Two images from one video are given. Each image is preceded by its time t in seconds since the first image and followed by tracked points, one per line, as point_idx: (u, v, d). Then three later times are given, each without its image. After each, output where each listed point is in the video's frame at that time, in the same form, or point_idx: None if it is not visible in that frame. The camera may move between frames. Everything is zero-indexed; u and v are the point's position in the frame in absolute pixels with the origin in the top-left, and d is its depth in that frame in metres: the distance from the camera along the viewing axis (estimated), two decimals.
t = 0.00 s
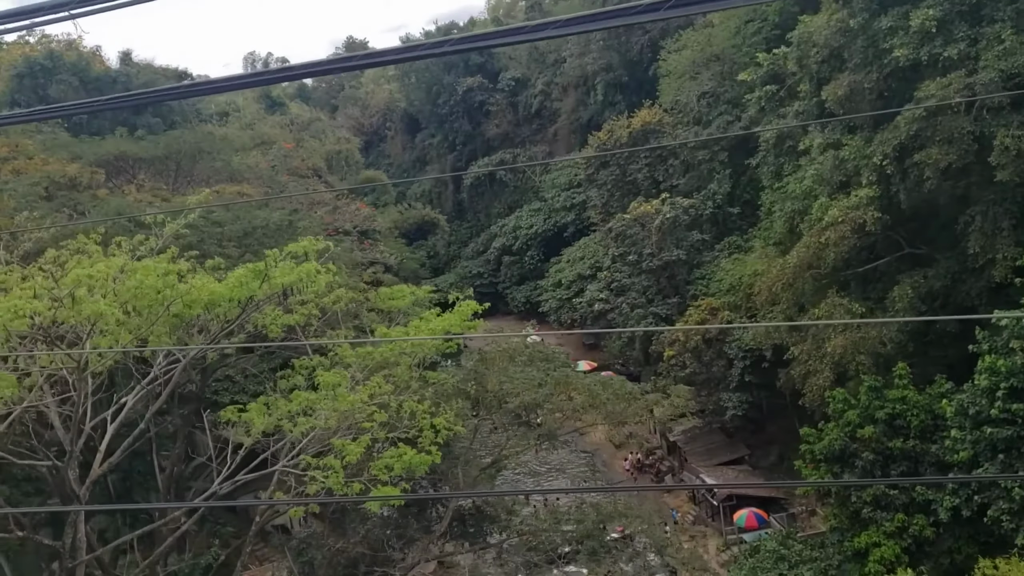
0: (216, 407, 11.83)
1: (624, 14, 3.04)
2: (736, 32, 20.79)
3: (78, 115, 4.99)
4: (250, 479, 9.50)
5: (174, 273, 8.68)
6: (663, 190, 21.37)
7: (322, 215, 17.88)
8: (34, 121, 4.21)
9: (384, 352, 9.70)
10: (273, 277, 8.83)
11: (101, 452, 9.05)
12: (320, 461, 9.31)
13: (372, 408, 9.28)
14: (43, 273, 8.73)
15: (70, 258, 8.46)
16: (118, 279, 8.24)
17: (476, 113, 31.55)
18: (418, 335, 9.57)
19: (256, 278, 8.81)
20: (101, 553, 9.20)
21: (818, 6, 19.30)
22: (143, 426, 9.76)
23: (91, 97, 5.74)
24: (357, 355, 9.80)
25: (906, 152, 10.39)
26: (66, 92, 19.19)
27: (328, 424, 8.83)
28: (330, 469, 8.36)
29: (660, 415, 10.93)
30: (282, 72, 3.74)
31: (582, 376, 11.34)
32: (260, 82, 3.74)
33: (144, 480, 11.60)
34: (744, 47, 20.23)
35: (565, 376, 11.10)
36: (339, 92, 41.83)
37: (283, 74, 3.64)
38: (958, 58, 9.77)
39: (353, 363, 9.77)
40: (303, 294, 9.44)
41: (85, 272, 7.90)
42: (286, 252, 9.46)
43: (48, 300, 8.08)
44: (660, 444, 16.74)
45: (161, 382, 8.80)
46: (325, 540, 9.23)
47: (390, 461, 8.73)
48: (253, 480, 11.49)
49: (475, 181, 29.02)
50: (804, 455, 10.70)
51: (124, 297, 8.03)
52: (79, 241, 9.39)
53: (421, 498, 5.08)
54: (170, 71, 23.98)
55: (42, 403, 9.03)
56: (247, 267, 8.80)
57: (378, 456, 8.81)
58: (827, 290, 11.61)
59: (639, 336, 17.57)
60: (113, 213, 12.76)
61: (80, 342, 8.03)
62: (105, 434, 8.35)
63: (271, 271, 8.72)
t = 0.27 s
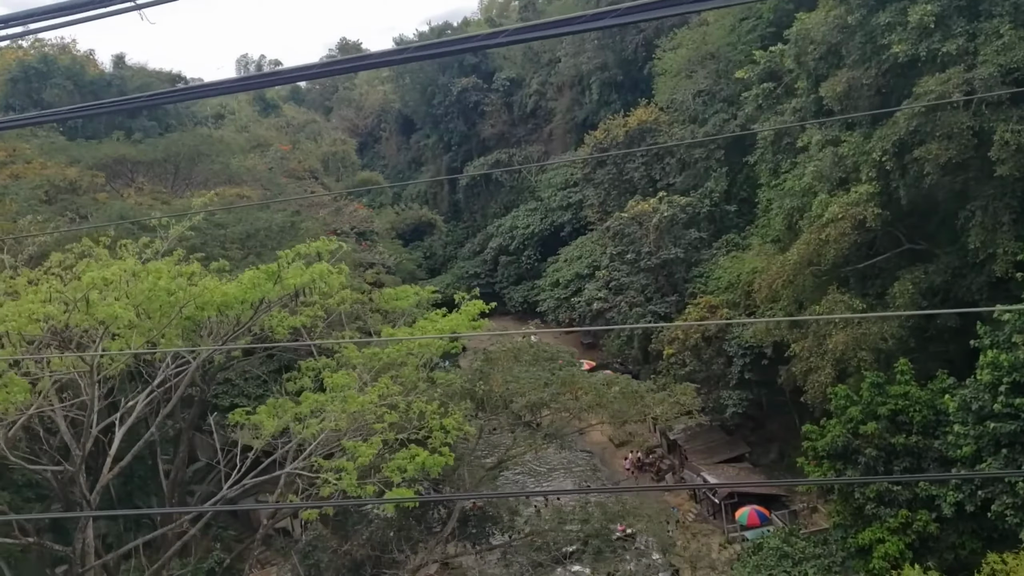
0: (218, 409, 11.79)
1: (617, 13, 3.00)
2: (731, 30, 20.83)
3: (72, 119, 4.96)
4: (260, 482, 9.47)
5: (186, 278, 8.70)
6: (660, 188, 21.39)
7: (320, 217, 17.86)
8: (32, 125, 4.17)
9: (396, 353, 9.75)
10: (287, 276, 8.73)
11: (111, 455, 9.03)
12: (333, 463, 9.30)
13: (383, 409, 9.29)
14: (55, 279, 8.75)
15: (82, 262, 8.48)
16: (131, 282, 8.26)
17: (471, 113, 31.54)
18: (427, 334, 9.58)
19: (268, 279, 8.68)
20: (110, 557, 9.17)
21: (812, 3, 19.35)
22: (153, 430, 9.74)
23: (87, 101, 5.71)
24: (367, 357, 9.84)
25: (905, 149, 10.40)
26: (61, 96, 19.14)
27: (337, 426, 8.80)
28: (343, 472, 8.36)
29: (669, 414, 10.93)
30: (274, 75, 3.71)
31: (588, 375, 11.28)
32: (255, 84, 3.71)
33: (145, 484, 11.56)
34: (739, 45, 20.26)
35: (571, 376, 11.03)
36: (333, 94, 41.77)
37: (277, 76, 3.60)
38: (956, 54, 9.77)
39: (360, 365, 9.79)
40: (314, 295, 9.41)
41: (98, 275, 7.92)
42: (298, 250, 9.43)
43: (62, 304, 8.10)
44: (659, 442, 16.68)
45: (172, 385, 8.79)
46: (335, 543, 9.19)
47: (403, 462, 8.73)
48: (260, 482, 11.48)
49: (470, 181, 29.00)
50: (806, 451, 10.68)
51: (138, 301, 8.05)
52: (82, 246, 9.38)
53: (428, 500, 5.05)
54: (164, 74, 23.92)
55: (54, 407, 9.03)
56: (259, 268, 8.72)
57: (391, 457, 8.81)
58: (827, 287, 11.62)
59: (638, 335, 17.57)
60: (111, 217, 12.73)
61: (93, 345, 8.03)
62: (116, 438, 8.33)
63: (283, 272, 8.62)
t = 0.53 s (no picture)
0: (216, 411, 11.74)
1: (605, 15, 2.96)
2: (725, 27, 20.84)
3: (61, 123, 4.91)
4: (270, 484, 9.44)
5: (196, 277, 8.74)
6: (655, 185, 21.39)
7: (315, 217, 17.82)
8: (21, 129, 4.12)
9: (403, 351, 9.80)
10: (299, 273, 9.07)
11: (119, 458, 9.02)
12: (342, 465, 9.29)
13: (391, 410, 9.28)
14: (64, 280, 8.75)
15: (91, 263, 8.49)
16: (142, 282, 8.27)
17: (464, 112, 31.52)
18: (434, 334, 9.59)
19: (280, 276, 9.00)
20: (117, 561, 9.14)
21: None
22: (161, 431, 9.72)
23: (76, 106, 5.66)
24: (371, 356, 9.82)
25: (902, 144, 10.41)
26: (54, 97, 19.05)
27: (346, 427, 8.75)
28: (356, 472, 8.37)
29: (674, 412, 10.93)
30: (264, 77, 3.68)
31: (590, 373, 11.34)
32: (245, 86, 3.69)
33: (143, 487, 11.50)
34: (733, 42, 20.27)
35: (575, 374, 11.06)
36: (325, 93, 41.65)
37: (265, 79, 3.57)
38: (953, 49, 9.78)
39: (364, 364, 9.74)
40: (323, 296, 9.61)
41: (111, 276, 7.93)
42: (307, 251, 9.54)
43: (73, 306, 8.10)
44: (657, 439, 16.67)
45: (181, 387, 8.78)
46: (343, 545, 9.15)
47: (416, 462, 8.73)
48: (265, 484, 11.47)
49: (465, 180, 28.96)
50: (806, 447, 10.69)
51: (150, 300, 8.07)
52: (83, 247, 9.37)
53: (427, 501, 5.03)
54: (157, 75, 23.82)
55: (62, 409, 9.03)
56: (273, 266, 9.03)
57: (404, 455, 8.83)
58: (826, 283, 11.64)
59: (635, 332, 17.56)
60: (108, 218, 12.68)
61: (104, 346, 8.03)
62: (125, 440, 8.32)
63: (298, 272, 8.91)
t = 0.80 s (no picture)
0: (202, 412, 11.64)
1: (586, 15, 2.95)
2: (708, 26, 20.89)
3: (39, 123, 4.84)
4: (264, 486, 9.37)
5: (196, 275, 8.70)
6: (640, 184, 21.44)
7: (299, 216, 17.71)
8: None
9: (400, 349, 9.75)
10: (301, 272, 9.09)
11: (115, 460, 8.94)
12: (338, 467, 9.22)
13: (388, 410, 9.21)
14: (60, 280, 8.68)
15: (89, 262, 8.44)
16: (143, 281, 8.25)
17: (448, 111, 31.42)
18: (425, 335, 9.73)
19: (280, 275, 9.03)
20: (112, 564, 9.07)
21: None
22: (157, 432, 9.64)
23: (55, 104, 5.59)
24: (366, 355, 9.71)
25: (887, 141, 10.46)
26: (34, 97, 18.83)
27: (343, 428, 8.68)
28: (356, 473, 8.31)
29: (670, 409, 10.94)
30: (244, 77, 3.65)
31: (584, 371, 11.31)
32: (226, 86, 3.66)
33: (128, 489, 11.37)
34: (716, 40, 20.33)
35: (570, 372, 11.01)
36: (307, 93, 41.42)
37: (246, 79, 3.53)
38: (939, 46, 9.82)
39: (358, 363, 9.64)
40: (315, 297, 9.54)
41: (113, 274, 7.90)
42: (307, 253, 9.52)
43: (72, 306, 8.05)
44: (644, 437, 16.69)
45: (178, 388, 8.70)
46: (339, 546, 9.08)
47: (416, 461, 8.70)
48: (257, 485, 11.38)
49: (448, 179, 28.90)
50: (794, 444, 10.73)
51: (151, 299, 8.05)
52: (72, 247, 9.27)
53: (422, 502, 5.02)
54: (137, 74, 23.60)
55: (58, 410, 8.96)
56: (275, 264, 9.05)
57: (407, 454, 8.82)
58: (812, 280, 11.69)
59: (621, 330, 17.57)
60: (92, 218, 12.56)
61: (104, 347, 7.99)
62: (123, 443, 8.25)
63: (298, 273, 8.92)
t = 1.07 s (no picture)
0: (187, 412, 11.54)
1: (569, 17, 2.93)
2: (693, 24, 20.96)
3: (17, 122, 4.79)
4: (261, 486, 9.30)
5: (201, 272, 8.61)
6: (625, 182, 21.47)
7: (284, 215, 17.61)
8: None
9: (392, 347, 9.58)
10: (303, 268, 8.99)
11: (110, 460, 8.87)
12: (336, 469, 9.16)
13: (385, 407, 9.13)
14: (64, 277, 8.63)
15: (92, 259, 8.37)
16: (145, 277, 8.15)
17: (432, 109, 31.33)
18: (417, 333, 9.59)
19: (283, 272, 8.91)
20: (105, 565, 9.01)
21: None
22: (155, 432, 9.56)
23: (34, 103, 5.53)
24: (360, 353, 9.63)
25: (874, 138, 10.51)
26: (14, 94, 18.62)
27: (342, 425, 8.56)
28: (356, 470, 8.21)
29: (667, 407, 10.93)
30: (225, 76, 3.61)
31: (579, 367, 11.19)
32: (205, 85, 3.61)
33: (114, 490, 11.27)
34: (701, 39, 20.38)
35: (565, 370, 10.89)
36: (289, 91, 41.19)
37: (225, 78, 3.49)
38: (925, 44, 9.88)
39: (353, 361, 9.54)
40: (306, 293, 9.37)
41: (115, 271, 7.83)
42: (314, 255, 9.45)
43: (73, 304, 7.98)
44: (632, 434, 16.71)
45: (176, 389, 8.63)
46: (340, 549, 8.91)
47: (416, 458, 8.63)
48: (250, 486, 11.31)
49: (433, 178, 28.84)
50: (782, 439, 10.78)
51: (152, 296, 7.97)
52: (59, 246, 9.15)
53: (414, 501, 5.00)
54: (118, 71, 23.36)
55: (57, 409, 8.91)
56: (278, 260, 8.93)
57: (407, 450, 8.72)
58: (799, 277, 11.73)
59: (608, 328, 17.59)
60: (77, 217, 12.45)
61: (104, 345, 7.93)
62: (120, 443, 8.18)
63: (298, 268, 8.81)
